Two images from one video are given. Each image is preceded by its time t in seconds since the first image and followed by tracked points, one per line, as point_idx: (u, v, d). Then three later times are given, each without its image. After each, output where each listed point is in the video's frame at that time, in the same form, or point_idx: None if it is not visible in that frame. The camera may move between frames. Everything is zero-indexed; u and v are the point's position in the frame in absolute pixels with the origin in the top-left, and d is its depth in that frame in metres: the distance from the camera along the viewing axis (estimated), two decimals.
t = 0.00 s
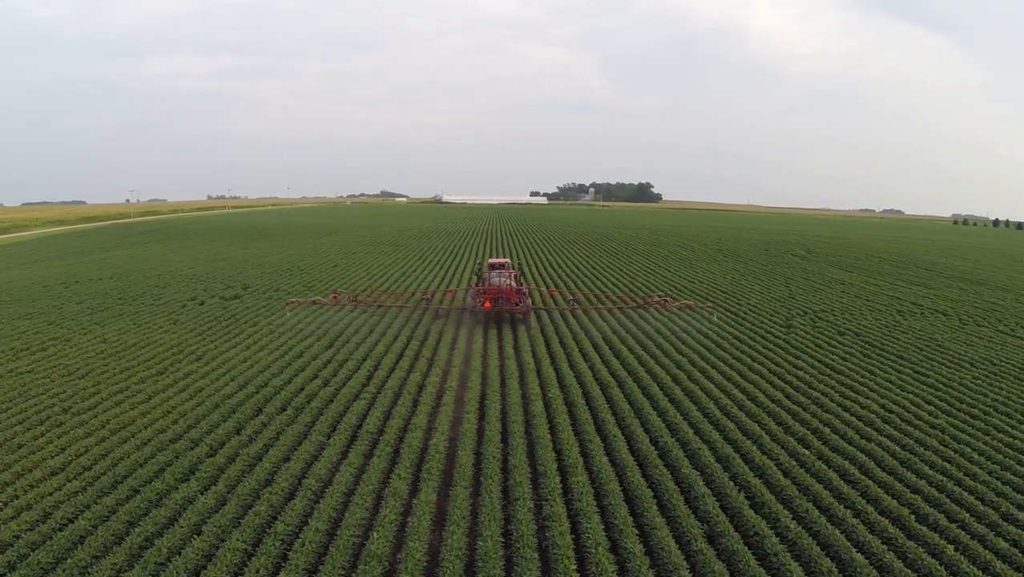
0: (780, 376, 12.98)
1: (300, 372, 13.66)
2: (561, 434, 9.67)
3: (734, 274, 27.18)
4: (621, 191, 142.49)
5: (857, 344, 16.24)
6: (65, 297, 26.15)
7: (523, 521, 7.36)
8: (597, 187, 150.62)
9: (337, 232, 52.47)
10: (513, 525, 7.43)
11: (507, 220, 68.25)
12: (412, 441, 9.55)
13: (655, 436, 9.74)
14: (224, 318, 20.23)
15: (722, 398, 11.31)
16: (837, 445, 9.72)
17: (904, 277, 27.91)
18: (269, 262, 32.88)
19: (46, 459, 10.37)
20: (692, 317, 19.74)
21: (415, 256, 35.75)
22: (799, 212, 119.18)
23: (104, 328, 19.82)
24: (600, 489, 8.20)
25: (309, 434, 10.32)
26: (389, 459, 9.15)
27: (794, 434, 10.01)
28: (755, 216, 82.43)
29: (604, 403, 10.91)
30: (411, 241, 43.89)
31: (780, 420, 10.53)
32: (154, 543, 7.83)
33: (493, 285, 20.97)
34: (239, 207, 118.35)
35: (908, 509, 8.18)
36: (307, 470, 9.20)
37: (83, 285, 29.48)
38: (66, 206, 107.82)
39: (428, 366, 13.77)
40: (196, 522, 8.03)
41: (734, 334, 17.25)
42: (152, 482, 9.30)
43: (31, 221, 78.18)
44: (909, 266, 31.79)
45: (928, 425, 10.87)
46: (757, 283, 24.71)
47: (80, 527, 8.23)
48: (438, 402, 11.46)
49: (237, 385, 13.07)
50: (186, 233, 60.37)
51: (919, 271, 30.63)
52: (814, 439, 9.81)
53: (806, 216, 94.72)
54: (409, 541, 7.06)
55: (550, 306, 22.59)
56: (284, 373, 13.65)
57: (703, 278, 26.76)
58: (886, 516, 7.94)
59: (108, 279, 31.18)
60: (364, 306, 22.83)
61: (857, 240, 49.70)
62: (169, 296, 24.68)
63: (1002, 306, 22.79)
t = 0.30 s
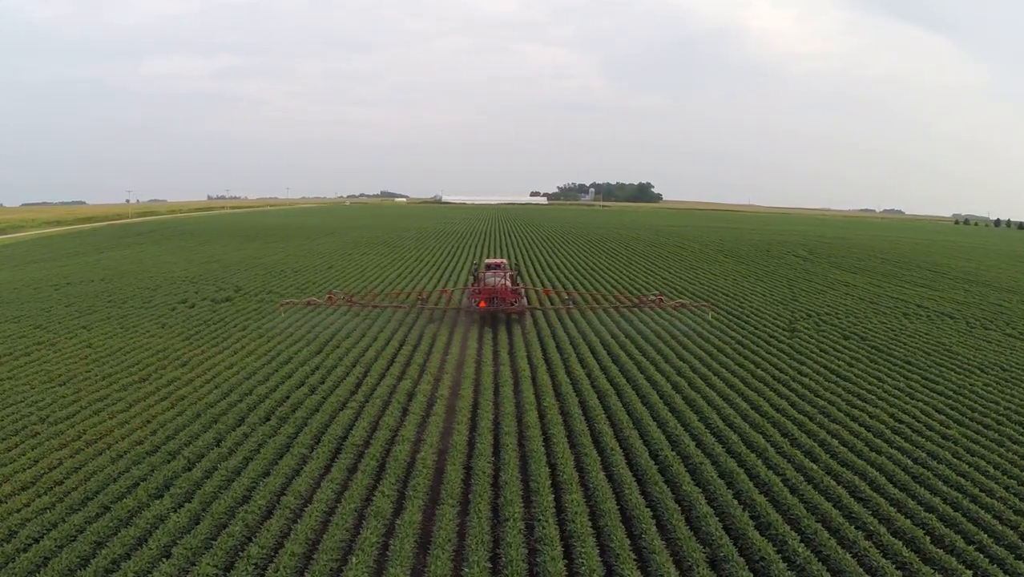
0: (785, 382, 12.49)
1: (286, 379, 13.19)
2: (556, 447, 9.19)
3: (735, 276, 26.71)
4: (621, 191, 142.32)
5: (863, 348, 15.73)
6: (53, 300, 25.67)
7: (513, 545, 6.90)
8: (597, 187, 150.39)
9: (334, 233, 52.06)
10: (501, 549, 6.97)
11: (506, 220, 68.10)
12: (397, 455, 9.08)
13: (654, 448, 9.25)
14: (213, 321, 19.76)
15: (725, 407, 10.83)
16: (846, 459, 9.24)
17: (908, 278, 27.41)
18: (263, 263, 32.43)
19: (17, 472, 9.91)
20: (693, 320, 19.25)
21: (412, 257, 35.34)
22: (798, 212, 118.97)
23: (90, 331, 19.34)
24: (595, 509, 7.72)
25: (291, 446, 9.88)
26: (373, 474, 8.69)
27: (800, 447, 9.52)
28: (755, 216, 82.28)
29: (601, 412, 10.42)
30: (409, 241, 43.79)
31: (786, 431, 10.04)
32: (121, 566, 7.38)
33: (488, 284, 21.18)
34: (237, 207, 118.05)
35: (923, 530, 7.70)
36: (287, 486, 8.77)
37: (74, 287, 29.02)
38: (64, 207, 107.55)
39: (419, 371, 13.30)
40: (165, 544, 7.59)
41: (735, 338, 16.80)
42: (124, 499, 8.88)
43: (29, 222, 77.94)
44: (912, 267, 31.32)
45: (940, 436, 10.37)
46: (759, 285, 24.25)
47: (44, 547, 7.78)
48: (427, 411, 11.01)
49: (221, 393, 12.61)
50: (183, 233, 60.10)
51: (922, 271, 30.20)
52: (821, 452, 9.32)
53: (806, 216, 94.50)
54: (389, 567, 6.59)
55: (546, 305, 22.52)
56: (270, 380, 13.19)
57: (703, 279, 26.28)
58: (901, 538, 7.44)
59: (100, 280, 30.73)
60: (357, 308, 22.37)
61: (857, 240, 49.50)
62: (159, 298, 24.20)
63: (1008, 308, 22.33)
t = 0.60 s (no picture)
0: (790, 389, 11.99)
1: (272, 387, 12.72)
2: (550, 462, 8.72)
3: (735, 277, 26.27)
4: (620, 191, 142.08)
5: (869, 354, 15.25)
6: (42, 302, 25.21)
7: (501, 570, 6.44)
8: (597, 188, 150.23)
9: (331, 233, 51.63)
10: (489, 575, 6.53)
11: (505, 220, 67.92)
12: (382, 471, 8.62)
13: (654, 463, 8.78)
14: (203, 324, 19.31)
15: (728, 416, 10.34)
16: (857, 475, 8.77)
17: (912, 280, 26.91)
18: (257, 265, 31.98)
19: None
20: (694, 322, 18.77)
21: (408, 258, 34.90)
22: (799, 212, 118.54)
23: (75, 336, 18.89)
24: (590, 529, 7.27)
25: (271, 460, 9.44)
26: (356, 491, 8.25)
27: (808, 462, 9.05)
28: (755, 216, 82.10)
29: (598, 421, 9.96)
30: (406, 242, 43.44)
31: (792, 443, 9.57)
32: None
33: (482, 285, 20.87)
34: (236, 208, 117.77)
35: (940, 552, 7.23)
36: (265, 504, 8.34)
37: (64, 289, 28.56)
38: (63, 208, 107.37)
39: (411, 377, 12.80)
40: (133, 569, 7.17)
41: (737, 341, 16.32)
42: (94, 517, 8.46)
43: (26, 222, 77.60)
44: (916, 268, 30.85)
45: (954, 449, 9.89)
46: (760, 287, 23.79)
47: (5, 570, 7.34)
48: (417, 421, 10.53)
49: (203, 402, 12.16)
50: (179, 233, 59.78)
51: (925, 272, 29.77)
52: (829, 467, 8.85)
53: (806, 216, 94.15)
54: None
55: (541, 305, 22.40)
56: (254, 388, 12.73)
57: (704, 282, 25.83)
58: (916, 563, 6.98)
59: (91, 282, 30.29)
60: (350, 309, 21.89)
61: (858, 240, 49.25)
62: (149, 301, 23.74)
63: (1015, 310, 21.86)
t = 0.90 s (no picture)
0: (797, 397, 11.48)
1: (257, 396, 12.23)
2: (544, 479, 8.24)
3: (737, 279, 25.81)
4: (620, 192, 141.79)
5: (877, 359, 14.73)
6: (30, 305, 24.73)
7: None
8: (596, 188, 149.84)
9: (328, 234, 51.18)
10: None
11: (504, 220, 67.65)
12: (366, 489, 8.17)
13: (655, 479, 8.29)
14: (191, 328, 18.84)
15: (732, 427, 9.85)
16: (870, 494, 8.28)
17: (916, 281, 26.42)
18: (251, 266, 31.52)
19: None
20: (696, 325, 18.24)
21: (405, 259, 34.44)
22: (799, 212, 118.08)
23: (60, 340, 18.42)
24: (586, 554, 6.80)
25: (250, 476, 9.00)
26: (337, 511, 7.81)
27: (817, 479, 8.56)
28: (755, 217, 81.79)
29: (596, 433, 9.48)
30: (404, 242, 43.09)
31: (800, 457, 9.08)
32: None
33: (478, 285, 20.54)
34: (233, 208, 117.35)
35: None
36: (240, 525, 7.92)
37: (54, 291, 28.09)
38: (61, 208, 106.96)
39: (403, 384, 12.27)
40: None
41: (739, 344, 15.83)
42: (61, 538, 8.01)
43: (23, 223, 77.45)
44: (920, 270, 30.35)
45: (971, 463, 9.40)
46: (762, 288, 23.31)
47: None
48: (405, 432, 10.06)
49: (185, 412, 11.68)
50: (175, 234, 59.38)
51: (929, 274, 29.32)
52: (840, 485, 8.35)
53: (806, 216, 93.79)
54: None
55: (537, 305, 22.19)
56: (239, 396, 12.25)
57: (705, 283, 25.36)
58: None
59: (82, 284, 29.81)
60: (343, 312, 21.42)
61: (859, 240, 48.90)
62: (139, 304, 23.27)
63: None
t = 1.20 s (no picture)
0: (804, 406, 10.99)
1: (240, 406, 11.74)
2: (539, 497, 7.76)
3: (738, 281, 25.34)
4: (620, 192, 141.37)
5: (886, 365, 14.23)
6: (17, 307, 24.26)
7: None
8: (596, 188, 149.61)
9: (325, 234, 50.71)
10: None
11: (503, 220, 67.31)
12: (349, 509, 7.70)
13: (657, 498, 7.79)
14: (179, 332, 18.39)
15: (737, 439, 9.36)
16: (884, 514, 7.80)
17: (921, 283, 25.93)
18: (245, 267, 31.06)
19: None
20: (698, 328, 17.74)
21: (402, 259, 33.99)
22: (799, 212, 117.83)
23: (45, 344, 17.95)
24: None
25: (228, 494, 8.56)
26: (317, 533, 7.35)
27: (828, 497, 8.07)
28: (755, 217, 81.61)
29: (594, 447, 8.98)
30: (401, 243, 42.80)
31: (810, 473, 8.60)
32: None
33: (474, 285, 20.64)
34: (232, 208, 117.06)
35: None
36: (215, 547, 7.48)
37: (43, 293, 27.61)
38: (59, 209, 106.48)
39: (393, 392, 11.78)
40: None
41: (742, 347, 15.36)
42: (25, 560, 7.56)
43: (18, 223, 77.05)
44: (924, 271, 29.87)
45: (989, 478, 8.90)
46: (765, 291, 22.84)
47: None
48: (393, 445, 9.58)
49: (166, 422, 11.23)
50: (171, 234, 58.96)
51: (933, 274, 28.86)
52: (853, 504, 7.85)
53: (806, 215, 93.42)
54: None
55: (534, 305, 22.03)
56: (221, 405, 11.82)
57: (705, 285, 24.89)
58: None
59: (72, 286, 29.29)
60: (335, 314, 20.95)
61: (859, 240, 48.57)
62: (128, 307, 22.79)
63: None
